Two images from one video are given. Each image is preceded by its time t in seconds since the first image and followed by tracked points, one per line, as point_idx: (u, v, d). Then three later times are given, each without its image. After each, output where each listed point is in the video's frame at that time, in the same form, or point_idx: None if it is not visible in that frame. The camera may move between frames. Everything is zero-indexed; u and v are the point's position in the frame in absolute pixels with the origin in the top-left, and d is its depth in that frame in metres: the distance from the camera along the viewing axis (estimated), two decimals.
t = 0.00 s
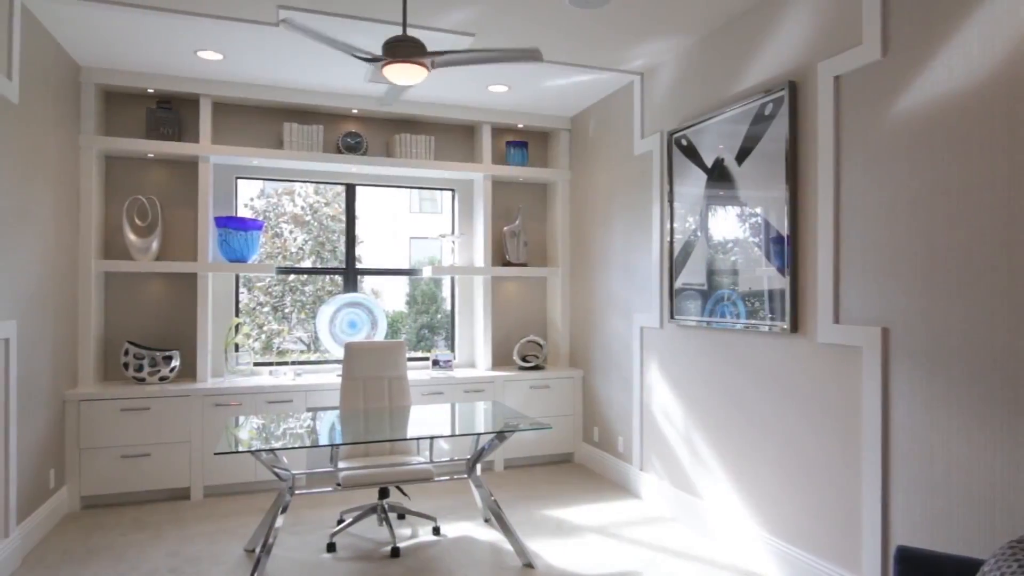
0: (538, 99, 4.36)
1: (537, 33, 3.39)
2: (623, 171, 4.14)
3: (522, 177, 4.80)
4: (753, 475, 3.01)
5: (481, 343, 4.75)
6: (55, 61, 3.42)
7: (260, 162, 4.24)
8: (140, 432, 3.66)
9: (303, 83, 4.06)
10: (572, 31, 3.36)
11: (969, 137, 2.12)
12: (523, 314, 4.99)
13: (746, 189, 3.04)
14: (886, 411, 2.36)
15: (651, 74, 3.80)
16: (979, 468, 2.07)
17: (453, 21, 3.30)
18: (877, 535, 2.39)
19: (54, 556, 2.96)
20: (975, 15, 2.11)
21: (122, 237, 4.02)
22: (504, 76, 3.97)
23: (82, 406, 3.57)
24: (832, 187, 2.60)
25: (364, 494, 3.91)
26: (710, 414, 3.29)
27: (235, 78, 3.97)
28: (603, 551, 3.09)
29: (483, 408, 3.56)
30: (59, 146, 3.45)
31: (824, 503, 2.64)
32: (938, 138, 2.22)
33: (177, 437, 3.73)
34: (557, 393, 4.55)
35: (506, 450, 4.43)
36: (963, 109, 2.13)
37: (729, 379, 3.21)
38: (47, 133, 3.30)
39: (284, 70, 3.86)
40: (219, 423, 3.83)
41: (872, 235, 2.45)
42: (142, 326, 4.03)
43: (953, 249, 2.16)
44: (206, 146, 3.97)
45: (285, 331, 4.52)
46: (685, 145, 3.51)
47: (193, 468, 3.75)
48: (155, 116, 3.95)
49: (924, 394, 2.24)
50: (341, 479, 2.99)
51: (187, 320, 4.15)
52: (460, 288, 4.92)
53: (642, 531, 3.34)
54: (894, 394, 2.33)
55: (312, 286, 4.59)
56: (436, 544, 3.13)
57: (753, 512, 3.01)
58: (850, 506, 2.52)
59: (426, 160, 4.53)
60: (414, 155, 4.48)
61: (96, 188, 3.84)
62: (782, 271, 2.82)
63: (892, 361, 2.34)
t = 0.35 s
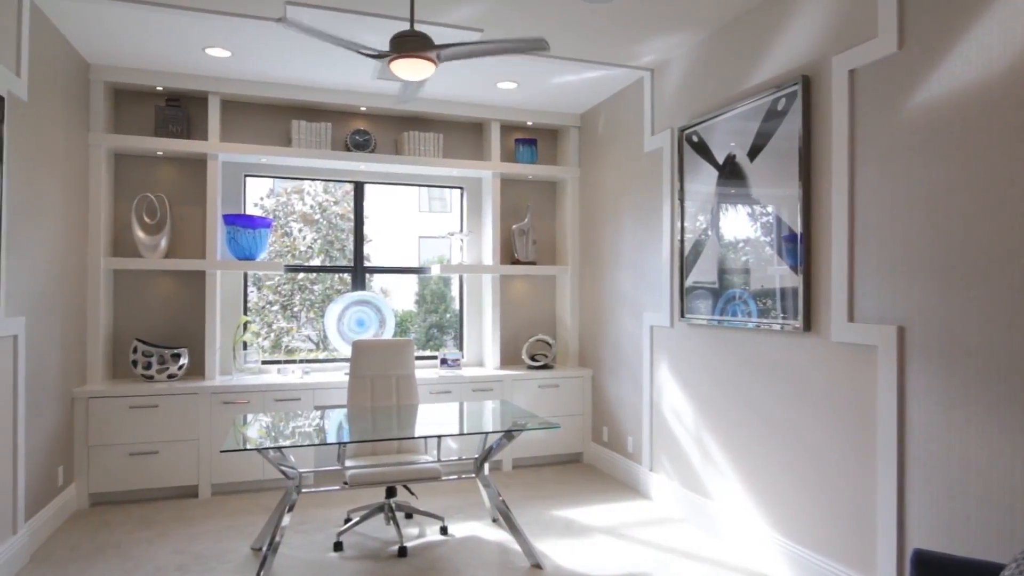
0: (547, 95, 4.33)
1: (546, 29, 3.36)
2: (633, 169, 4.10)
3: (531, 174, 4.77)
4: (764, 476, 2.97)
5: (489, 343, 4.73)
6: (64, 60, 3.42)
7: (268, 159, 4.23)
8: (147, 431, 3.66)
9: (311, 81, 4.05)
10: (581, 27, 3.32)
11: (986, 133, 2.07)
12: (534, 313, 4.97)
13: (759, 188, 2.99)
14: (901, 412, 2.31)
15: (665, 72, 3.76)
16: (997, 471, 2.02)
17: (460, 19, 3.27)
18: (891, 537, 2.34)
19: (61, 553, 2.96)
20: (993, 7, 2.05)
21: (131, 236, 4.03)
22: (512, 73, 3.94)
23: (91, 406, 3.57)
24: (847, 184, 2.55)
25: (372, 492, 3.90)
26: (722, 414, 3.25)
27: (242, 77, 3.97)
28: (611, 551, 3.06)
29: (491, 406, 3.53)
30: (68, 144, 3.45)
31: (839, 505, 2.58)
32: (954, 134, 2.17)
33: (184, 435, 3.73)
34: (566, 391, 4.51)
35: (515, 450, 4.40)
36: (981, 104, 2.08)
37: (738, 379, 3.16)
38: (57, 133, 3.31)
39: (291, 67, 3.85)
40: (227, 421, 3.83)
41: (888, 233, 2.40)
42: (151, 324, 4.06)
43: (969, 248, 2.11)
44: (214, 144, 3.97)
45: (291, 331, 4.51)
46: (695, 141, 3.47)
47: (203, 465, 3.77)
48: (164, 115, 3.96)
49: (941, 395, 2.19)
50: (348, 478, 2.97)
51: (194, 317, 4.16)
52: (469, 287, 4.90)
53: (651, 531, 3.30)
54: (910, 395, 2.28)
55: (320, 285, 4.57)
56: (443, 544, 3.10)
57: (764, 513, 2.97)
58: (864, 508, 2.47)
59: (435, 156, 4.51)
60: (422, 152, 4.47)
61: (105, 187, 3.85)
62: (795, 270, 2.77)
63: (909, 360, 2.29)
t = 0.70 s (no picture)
0: (556, 91, 4.29)
1: (555, 25, 3.32)
2: (643, 166, 4.06)
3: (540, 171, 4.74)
4: (776, 477, 2.93)
5: (497, 341, 4.70)
6: (73, 57, 3.42)
7: (276, 156, 4.23)
8: (155, 428, 3.66)
9: (319, 77, 4.03)
10: (590, 21, 3.28)
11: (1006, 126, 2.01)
12: (542, 310, 4.94)
13: (771, 184, 2.94)
14: (919, 412, 2.26)
15: (675, 67, 3.71)
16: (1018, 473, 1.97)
17: (469, 15, 3.24)
18: (908, 540, 2.29)
19: (69, 549, 2.96)
20: None
21: (139, 233, 4.03)
22: (521, 69, 3.90)
23: (99, 403, 3.57)
24: (862, 179, 2.50)
25: (379, 490, 3.88)
26: (733, 413, 3.21)
27: (250, 73, 3.96)
28: (620, 552, 3.02)
29: (499, 404, 3.51)
30: (77, 142, 3.45)
31: (853, 506, 2.54)
32: (974, 128, 2.11)
33: (192, 432, 3.72)
34: (574, 389, 4.48)
35: (524, 449, 4.37)
36: (1002, 97, 2.03)
37: (751, 378, 3.11)
38: (66, 129, 3.31)
39: (299, 64, 3.83)
40: (235, 418, 3.82)
41: (905, 229, 2.34)
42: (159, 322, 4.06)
43: (990, 244, 2.06)
44: (222, 141, 3.96)
45: (299, 329, 4.50)
46: (706, 137, 3.42)
47: (210, 463, 3.76)
48: (171, 112, 3.96)
49: (960, 394, 2.14)
50: (355, 476, 2.94)
51: (202, 314, 4.16)
52: (477, 284, 4.87)
53: (661, 532, 3.26)
54: (928, 394, 2.23)
55: (328, 283, 4.56)
56: (451, 543, 3.07)
57: (776, 513, 2.92)
58: (880, 509, 2.42)
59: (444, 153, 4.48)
60: (431, 149, 4.45)
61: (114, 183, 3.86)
62: (808, 268, 2.72)
63: (925, 359, 2.24)
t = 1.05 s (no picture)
0: (565, 85, 4.25)
1: (565, 17, 3.27)
2: (653, 160, 4.01)
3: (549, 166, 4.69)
4: (790, 476, 2.87)
5: (506, 338, 4.66)
6: (81, 53, 3.40)
7: (284, 151, 4.21)
8: (162, 423, 3.64)
9: (326, 72, 4.00)
10: (601, 13, 3.23)
11: None
12: (551, 307, 4.89)
13: (785, 178, 2.88)
14: (940, 409, 2.20)
15: (686, 60, 3.66)
16: None
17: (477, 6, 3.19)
18: (928, 540, 2.23)
19: (75, 545, 2.95)
20: None
21: (147, 229, 4.02)
22: (530, 62, 3.86)
23: (106, 399, 3.56)
24: (880, 171, 2.44)
25: (387, 488, 3.85)
26: (746, 411, 3.15)
27: (257, 68, 3.93)
28: (630, 551, 2.97)
29: (507, 401, 3.48)
30: (83, 137, 3.44)
31: (870, 506, 2.48)
32: (996, 117, 2.05)
33: (198, 428, 3.71)
34: (583, 386, 4.43)
35: (533, 447, 4.32)
36: None
37: (763, 375, 3.06)
38: (73, 124, 3.29)
39: (305, 58, 3.80)
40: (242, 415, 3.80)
41: (925, 221, 2.28)
42: (168, 319, 4.06)
43: (1013, 236, 1.99)
44: (228, 135, 3.94)
45: (307, 326, 4.47)
46: (718, 129, 3.36)
47: (217, 459, 3.74)
48: (179, 107, 3.94)
49: (981, 391, 2.07)
50: (361, 473, 2.90)
51: (209, 310, 4.14)
52: (486, 281, 4.83)
53: (672, 532, 3.21)
54: (950, 391, 2.17)
55: (336, 280, 4.54)
56: (459, 541, 3.04)
57: (790, 513, 2.87)
58: (898, 510, 2.36)
59: (451, 147, 4.44)
60: (439, 144, 4.41)
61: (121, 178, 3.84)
62: (823, 263, 2.67)
63: (946, 355, 2.18)
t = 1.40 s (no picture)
0: (573, 77, 4.19)
1: (573, 7, 3.22)
2: (662, 153, 3.95)
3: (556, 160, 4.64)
4: (803, 474, 2.81)
5: (513, 334, 4.62)
6: (84, 46, 3.38)
7: (289, 146, 4.17)
8: (166, 419, 3.62)
9: (331, 64, 3.96)
10: (609, 3, 3.18)
11: None
12: (559, 302, 4.85)
13: (798, 169, 2.83)
14: (959, 404, 2.14)
15: (697, 51, 3.60)
16: None
17: None
18: (947, 540, 2.17)
19: (79, 542, 2.92)
20: None
21: (152, 224, 3.99)
22: (537, 54, 3.81)
23: (111, 395, 3.53)
24: (897, 161, 2.38)
25: (392, 484, 3.82)
26: (757, 407, 3.10)
27: (261, 61, 3.89)
28: (639, 550, 2.92)
29: (514, 397, 3.43)
30: (88, 131, 3.41)
31: (887, 505, 2.42)
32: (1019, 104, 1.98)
33: (203, 424, 3.68)
34: (591, 383, 4.38)
35: (540, 444, 4.28)
36: None
37: (774, 371, 3.00)
38: (76, 117, 3.26)
39: (310, 50, 3.76)
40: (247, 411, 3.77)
41: (944, 212, 2.22)
42: (172, 315, 4.04)
43: None
44: (233, 129, 3.91)
45: (313, 323, 4.44)
46: (729, 120, 3.30)
47: (221, 455, 3.72)
48: (183, 101, 3.92)
49: (1003, 386, 2.01)
50: (367, 469, 2.86)
51: (214, 305, 4.12)
52: (493, 277, 4.79)
53: (682, 530, 3.15)
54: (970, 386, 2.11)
55: (342, 277, 4.51)
56: (465, 539, 3.00)
57: (803, 511, 2.81)
58: (916, 508, 2.30)
59: (458, 141, 4.39)
60: (445, 138, 4.37)
61: (126, 173, 3.82)
62: (835, 258, 2.63)
63: (965, 350, 2.12)
